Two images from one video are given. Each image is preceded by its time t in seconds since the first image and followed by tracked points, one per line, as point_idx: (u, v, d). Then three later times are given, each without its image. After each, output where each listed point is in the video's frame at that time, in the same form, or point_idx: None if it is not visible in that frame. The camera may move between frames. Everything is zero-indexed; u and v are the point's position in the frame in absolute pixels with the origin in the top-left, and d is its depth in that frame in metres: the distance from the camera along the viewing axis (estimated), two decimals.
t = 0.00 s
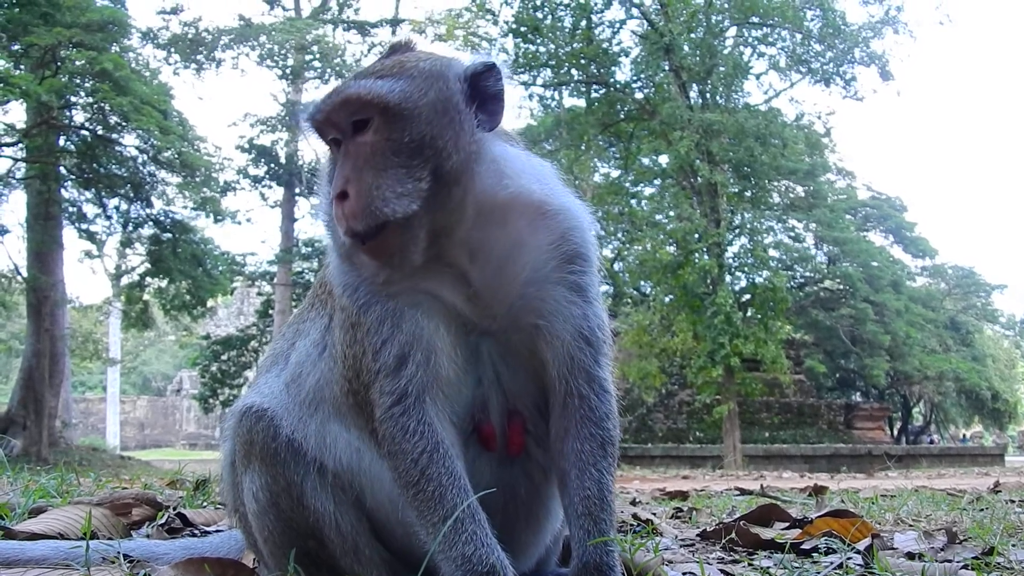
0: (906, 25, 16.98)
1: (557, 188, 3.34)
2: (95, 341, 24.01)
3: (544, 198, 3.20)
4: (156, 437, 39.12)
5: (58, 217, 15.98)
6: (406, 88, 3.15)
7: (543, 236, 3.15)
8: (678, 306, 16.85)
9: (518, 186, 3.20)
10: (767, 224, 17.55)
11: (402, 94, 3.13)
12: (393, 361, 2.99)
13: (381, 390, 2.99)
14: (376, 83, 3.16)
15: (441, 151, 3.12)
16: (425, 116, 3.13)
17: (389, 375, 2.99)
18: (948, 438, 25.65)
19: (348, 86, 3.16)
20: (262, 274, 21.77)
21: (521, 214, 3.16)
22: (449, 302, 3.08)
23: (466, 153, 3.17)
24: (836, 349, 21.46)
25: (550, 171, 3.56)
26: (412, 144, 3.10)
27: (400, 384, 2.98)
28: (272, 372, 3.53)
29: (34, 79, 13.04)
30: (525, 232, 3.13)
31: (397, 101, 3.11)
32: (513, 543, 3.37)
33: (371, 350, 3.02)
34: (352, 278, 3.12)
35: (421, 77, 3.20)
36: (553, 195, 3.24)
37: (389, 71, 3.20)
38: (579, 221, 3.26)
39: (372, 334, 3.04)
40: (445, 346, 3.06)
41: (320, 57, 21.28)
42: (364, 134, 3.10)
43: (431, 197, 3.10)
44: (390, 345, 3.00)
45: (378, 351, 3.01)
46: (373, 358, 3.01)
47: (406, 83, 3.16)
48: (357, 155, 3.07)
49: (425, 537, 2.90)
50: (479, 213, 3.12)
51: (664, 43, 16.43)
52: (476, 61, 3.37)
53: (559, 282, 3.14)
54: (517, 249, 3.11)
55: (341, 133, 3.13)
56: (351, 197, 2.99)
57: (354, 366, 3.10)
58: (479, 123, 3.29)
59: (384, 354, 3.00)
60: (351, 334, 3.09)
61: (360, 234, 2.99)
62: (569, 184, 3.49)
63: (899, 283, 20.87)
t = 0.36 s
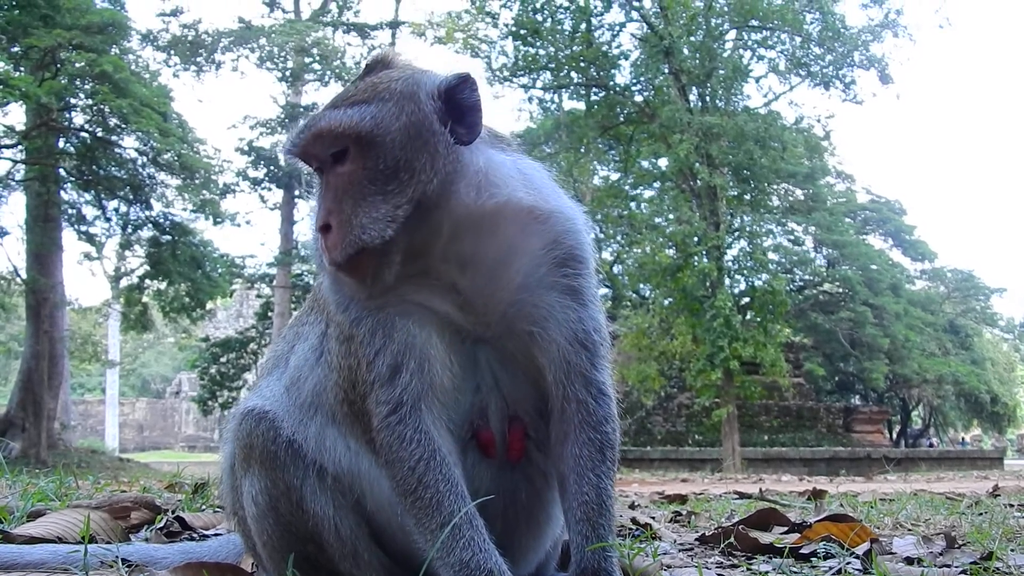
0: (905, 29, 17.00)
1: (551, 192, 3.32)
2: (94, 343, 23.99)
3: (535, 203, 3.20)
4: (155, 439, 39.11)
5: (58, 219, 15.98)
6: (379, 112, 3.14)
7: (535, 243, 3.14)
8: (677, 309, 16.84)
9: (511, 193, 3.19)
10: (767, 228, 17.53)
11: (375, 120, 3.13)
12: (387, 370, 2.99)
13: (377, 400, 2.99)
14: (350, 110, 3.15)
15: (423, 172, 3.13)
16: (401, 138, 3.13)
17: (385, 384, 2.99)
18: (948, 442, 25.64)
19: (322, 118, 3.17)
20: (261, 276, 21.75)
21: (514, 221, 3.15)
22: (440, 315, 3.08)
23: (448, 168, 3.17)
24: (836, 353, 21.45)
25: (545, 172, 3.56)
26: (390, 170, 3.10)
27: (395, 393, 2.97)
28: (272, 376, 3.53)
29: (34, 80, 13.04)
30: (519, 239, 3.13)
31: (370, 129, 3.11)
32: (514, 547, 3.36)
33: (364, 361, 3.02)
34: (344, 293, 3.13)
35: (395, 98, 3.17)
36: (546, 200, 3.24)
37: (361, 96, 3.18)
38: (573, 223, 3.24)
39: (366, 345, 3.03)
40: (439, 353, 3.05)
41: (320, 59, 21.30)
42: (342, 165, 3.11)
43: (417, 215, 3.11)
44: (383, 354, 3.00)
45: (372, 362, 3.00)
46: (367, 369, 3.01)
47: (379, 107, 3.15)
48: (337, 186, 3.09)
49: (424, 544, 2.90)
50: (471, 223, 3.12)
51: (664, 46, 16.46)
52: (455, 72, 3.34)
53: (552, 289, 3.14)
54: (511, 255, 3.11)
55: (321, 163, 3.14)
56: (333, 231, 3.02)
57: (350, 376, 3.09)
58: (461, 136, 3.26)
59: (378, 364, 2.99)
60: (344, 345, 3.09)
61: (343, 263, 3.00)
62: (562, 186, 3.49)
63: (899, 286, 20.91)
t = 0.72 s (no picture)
0: (906, 32, 17.00)
1: (547, 192, 3.32)
2: (95, 345, 23.98)
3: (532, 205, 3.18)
4: (155, 441, 39.10)
5: (59, 221, 15.99)
6: (377, 131, 3.03)
7: (534, 248, 3.13)
8: (677, 312, 16.83)
9: (508, 197, 3.17)
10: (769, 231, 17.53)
11: (374, 140, 3.01)
12: (385, 375, 2.99)
13: (376, 404, 2.99)
14: (346, 130, 3.04)
15: (425, 190, 3.06)
16: (403, 156, 3.04)
17: (383, 389, 2.99)
18: (948, 445, 25.62)
19: (318, 141, 3.04)
20: (262, 278, 21.74)
21: (512, 227, 3.13)
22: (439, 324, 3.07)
23: (450, 180, 3.11)
24: (836, 356, 21.43)
25: (540, 173, 3.55)
26: (395, 190, 3.02)
27: (394, 397, 2.98)
28: (272, 379, 3.53)
29: (34, 83, 13.04)
30: (516, 243, 3.11)
31: (370, 151, 3.00)
32: (513, 550, 3.36)
33: (361, 368, 3.01)
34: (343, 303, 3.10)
35: (391, 116, 3.06)
36: (545, 203, 3.22)
37: (354, 115, 3.05)
38: (570, 225, 3.24)
39: (364, 351, 3.03)
40: (438, 359, 3.06)
41: (321, 61, 21.30)
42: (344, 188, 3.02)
43: (425, 228, 3.05)
44: (381, 360, 3.00)
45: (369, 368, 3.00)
46: (365, 376, 3.01)
47: (377, 125, 3.04)
48: (343, 209, 3.01)
49: (424, 547, 2.91)
50: (470, 229, 3.09)
51: (665, 49, 16.48)
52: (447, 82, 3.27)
53: (550, 293, 3.14)
54: (509, 260, 3.10)
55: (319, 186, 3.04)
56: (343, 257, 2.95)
57: (348, 382, 3.09)
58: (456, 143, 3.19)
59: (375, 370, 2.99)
60: (342, 353, 3.08)
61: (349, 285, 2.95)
62: (557, 185, 3.48)
63: (899, 288, 20.95)
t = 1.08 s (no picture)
0: (910, 33, 16.98)
1: (552, 194, 3.31)
2: (98, 345, 24.03)
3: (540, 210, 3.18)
4: (157, 441, 39.10)
5: (62, 221, 16.02)
6: (423, 150, 2.88)
7: (542, 253, 3.13)
8: (680, 312, 16.82)
9: (517, 199, 3.17)
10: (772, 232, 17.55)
11: (419, 155, 2.87)
12: (387, 375, 2.98)
13: (377, 404, 2.99)
14: (393, 148, 2.84)
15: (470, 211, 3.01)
16: (445, 170, 2.93)
17: (385, 389, 2.99)
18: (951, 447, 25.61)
19: (360, 153, 2.83)
20: (265, 278, 21.76)
21: (523, 230, 3.11)
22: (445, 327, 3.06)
23: (481, 190, 3.06)
24: (839, 356, 21.40)
25: (544, 174, 3.54)
26: (440, 205, 2.95)
27: (396, 398, 2.98)
28: (273, 379, 3.54)
29: (38, 83, 13.05)
30: (526, 246, 3.10)
31: (419, 167, 2.87)
32: (514, 550, 3.36)
33: (364, 368, 3.00)
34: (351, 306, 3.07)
35: (432, 128, 2.92)
36: (552, 209, 3.22)
37: (393, 125, 2.87)
38: (575, 228, 3.24)
39: (366, 352, 3.02)
40: (441, 361, 3.06)
41: (324, 61, 21.31)
42: (386, 202, 2.88)
43: (463, 241, 3.00)
44: (384, 360, 2.98)
45: (372, 369, 2.99)
46: (368, 376, 3.00)
47: (421, 143, 2.89)
48: (382, 225, 2.90)
49: (425, 546, 2.91)
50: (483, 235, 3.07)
51: (668, 50, 16.50)
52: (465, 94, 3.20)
53: (557, 296, 3.14)
54: (517, 263, 3.09)
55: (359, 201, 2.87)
56: (389, 276, 2.87)
57: (351, 382, 3.08)
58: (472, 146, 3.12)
59: (378, 370, 2.99)
60: (344, 353, 3.07)
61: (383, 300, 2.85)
62: (558, 185, 3.47)
63: (902, 290, 20.94)
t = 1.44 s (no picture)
0: (914, 29, 16.95)
1: (566, 193, 3.32)
2: (103, 341, 24.09)
3: (556, 206, 3.17)
4: (162, 437, 39.13)
5: (67, 216, 16.06)
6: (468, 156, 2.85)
7: (556, 251, 3.13)
8: (684, 309, 16.82)
9: (535, 198, 3.16)
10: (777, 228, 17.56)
11: (464, 160, 2.85)
12: (397, 368, 2.99)
13: (385, 397, 3.01)
14: (439, 154, 2.81)
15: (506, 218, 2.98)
16: (484, 175, 2.92)
17: (394, 381, 3.00)
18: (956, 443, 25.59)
19: (406, 156, 2.79)
20: (269, 274, 21.80)
21: (541, 228, 3.11)
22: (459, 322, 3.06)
23: (515, 193, 3.04)
24: (844, 353, 21.39)
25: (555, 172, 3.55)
26: (481, 211, 2.92)
27: (404, 391, 2.99)
28: (280, 373, 3.55)
29: (42, 79, 13.07)
30: (543, 244, 3.09)
31: (464, 172, 2.85)
32: (518, 546, 3.37)
33: (373, 360, 3.02)
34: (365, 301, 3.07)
35: (474, 132, 2.91)
36: (566, 207, 3.21)
37: (437, 127, 2.83)
38: (587, 228, 3.25)
39: (376, 344, 3.03)
40: (449, 355, 3.08)
41: (328, 57, 21.35)
42: (429, 208, 2.83)
43: (499, 245, 2.96)
44: (394, 353, 3.00)
45: (381, 361, 3.00)
46: (377, 368, 3.01)
47: (464, 148, 2.85)
48: (423, 229, 2.84)
49: (431, 539, 2.92)
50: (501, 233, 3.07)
51: (672, 45, 16.50)
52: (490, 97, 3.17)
53: (570, 294, 3.14)
54: (532, 260, 3.09)
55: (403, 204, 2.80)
56: (430, 281, 2.83)
57: (360, 374, 3.10)
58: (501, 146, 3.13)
59: (387, 363, 3.00)
60: (355, 345, 3.08)
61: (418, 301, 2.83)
62: (567, 183, 3.47)
63: (907, 286, 20.89)
